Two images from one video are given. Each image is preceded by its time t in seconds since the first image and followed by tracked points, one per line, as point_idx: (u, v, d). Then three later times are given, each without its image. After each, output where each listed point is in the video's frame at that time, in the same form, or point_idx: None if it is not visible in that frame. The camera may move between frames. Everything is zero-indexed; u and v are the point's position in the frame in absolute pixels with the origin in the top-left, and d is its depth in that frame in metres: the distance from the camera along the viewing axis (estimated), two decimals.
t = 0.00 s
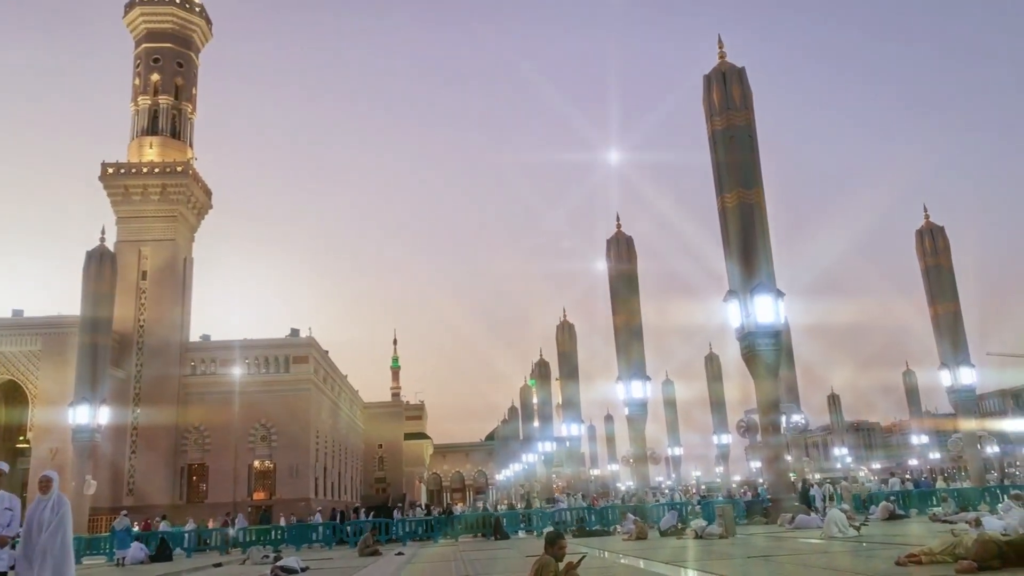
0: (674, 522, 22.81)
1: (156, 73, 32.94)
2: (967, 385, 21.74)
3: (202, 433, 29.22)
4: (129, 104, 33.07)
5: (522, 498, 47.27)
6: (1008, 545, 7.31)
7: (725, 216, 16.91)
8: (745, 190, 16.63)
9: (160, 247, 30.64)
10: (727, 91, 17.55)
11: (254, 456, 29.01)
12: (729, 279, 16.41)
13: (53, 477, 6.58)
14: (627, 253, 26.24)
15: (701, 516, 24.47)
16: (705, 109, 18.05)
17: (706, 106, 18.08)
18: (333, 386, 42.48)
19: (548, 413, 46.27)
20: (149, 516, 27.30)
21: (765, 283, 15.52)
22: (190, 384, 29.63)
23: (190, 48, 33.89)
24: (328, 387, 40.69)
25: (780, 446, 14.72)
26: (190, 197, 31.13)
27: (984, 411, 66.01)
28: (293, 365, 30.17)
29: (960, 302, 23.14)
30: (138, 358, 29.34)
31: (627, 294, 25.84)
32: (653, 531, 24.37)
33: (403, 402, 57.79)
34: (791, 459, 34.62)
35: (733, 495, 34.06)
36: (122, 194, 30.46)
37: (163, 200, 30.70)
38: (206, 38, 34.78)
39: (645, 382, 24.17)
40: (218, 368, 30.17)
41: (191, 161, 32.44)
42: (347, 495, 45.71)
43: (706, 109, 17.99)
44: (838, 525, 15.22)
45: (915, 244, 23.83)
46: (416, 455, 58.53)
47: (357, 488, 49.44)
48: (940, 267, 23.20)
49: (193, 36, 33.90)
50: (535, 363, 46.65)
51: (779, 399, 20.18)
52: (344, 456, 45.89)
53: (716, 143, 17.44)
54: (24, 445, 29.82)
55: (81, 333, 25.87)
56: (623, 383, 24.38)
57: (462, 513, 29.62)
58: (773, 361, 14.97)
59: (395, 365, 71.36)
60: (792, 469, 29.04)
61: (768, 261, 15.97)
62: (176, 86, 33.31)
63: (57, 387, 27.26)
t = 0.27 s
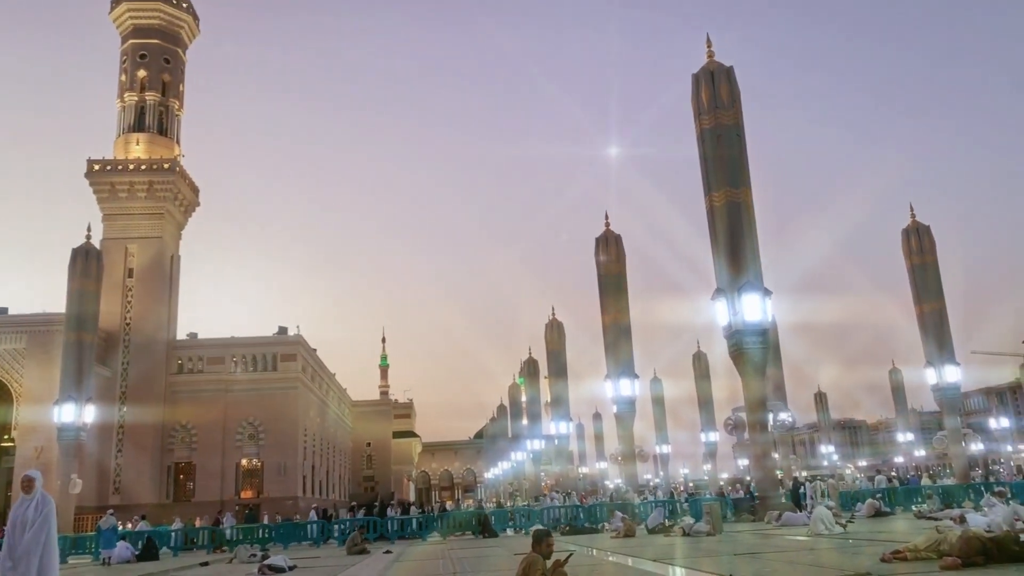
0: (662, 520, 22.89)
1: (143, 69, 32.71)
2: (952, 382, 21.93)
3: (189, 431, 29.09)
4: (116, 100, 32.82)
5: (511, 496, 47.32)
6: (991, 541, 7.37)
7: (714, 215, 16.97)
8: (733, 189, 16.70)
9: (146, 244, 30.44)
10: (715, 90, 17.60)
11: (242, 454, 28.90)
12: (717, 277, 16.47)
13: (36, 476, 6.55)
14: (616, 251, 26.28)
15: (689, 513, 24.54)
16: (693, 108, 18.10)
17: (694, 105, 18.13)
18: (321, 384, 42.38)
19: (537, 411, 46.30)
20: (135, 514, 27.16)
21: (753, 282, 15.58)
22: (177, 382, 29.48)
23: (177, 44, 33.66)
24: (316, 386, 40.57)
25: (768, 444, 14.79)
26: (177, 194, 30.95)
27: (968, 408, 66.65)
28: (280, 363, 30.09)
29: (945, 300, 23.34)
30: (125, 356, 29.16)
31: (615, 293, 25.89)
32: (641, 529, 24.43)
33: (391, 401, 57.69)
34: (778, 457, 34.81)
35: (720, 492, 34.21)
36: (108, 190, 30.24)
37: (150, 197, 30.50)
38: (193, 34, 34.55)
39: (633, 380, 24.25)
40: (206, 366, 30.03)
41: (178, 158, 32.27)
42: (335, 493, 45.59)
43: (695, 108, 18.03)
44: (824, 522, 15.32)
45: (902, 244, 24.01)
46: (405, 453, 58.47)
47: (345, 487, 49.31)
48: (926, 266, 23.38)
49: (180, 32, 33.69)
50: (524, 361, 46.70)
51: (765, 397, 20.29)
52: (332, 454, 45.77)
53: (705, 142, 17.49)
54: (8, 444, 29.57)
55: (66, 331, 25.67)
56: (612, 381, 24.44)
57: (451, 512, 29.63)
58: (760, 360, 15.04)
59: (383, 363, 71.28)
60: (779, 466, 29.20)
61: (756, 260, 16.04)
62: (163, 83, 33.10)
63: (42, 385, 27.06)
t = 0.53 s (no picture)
0: (649, 519, 22.93)
1: (129, 65, 32.47)
2: (938, 381, 22.09)
3: (176, 429, 28.92)
4: (102, 96, 32.57)
5: (499, 495, 47.30)
6: (975, 539, 7.42)
7: (702, 215, 17.02)
8: (721, 189, 16.75)
9: (133, 242, 30.23)
10: (704, 90, 17.64)
11: (229, 452, 28.77)
12: (705, 276, 16.51)
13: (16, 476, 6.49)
14: (604, 250, 26.32)
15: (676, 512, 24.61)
16: (682, 108, 18.14)
17: (683, 105, 18.17)
18: (309, 383, 42.25)
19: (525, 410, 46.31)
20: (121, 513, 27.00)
21: (740, 281, 15.63)
22: (164, 380, 29.31)
23: (164, 40, 33.45)
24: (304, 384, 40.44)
25: (755, 442, 14.84)
26: (164, 191, 30.76)
27: (953, 407, 67.18)
28: (268, 362, 29.97)
29: (931, 300, 23.48)
30: (111, 354, 28.96)
31: (603, 292, 25.93)
32: (629, 527, 24.47)
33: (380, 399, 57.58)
34: (765, 455, 34.98)
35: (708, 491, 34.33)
36: (94, 187, 30.01)
37: (137, 195, 30.29)
38: (180, 31, 34.35)
39: (622, 379, 24.30)
40: (193, 365, 29.87)
41: (166, 155, 32.09)
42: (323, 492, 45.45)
43: (683, 107, 18.07)
44: (810, 521, 15.39)
45: (888, 244, 24.14)
46: (393, 452, 58.40)
47: (333, 485, 49.19)
48: (913, 265, 23.52)
49: (168, 28, 33.50)
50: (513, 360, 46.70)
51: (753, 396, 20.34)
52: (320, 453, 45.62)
53: (693, 142, 17.53)
54: None
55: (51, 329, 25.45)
56: (600, 380, 24.48)
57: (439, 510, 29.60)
58: (747, 359, 15.09)
59: (372, 362, 71.15)
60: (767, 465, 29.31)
61: (743, 260, 16.09)
62: (150, 79, 32.89)
63: (27, 383, 26.84)
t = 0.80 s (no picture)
0: (637, 518, 22.99)
1: (117, 61, 32.25)
2: (923, 381, 22.27)
3: (163, 428, 28.77)
4: (89, 92, 32.34)
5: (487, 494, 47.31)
6: (960, 538, 7.51)
7: (690, 215, 17.10)
8: (709, 189, 16.82)
9: (120, 239, 30.05)
10: (693, 90, 17.71)
11: (216, 451, 28.65)
12: (693, 276, 16.59)
13: None
14: (593, 249, 26.36)
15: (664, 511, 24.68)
16: (671, 108, 18.20)
17: (672, 105, 18.23)
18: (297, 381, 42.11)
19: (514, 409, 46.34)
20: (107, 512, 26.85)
21: (728, 281, 15.71)
22: (151, 379, 29.15)
23: (152, 36, 33.25)
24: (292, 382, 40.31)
25: (742, 442, 14.92)
26: (151, 188, 30.59)
27: (939, 407, 67.72)
28: (256, 360, 29.85)
29: (917, 300, 23.66)
30: (98, 352, 28.78)
31: (592, 291, 25.98)
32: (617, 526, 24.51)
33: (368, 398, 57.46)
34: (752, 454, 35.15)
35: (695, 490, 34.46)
36: (81, 184, 29.81)
37: (124, 192, 30.11)
38: (169, 27, 34.16)
39: (610, 378, 24.34)
40: (180, 363, 29.73)
41: (154, 152, 31.93)
42: (311, 491, 45.33)
43: (673, 107, 18.12)
44: (796, 519, 15.48)
45: (875, 244, 24.31)
46: (382, 451, 58.32)
47: (321, 484, 49.06)
48: (899, 266, 23.68)
49: (155, 25, 33.30)
50: (501, 359, 46.72)
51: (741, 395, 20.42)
52: (308, 451, 45.49)
53: (682, 142, 17.59)
54: None
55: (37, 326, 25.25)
56: (589, 379, 24.54)
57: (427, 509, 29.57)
58: (735, 358, 15.17)
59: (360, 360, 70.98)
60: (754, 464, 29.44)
61: (731, 260, 16.18)
62: (138, 76, 32.69)
63: (12, 381, 26.64)
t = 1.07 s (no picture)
0: (625, 516, 23.03)
1: (104, 57, 32.01)
2: (909, 380, 22.42)
3: (149, 426, 28.58)
4: (75, 88, 32.08)
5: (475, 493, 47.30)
6: (944, 536, 7.57)
7: (678, 214, 17.15)
8: (697, 188, 16.87)
9: (106, 236, 29.84)
10: (682, 90, 17.75)
11: (203, 450, 28.50)
12: (681, 276, 16.64)
13: None
14: (582, 248, 26.37)
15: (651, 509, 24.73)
16: (660, 107, 18.23)
17: (661, 105, 18.26)
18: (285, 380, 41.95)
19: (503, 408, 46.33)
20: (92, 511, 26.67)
21: (716, 280, 15.77)
22: (137, 377, 28.97)
23: (139, 33, 33.04)
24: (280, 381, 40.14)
25: (729, 440, 14.97)
26: (138, 185, 30.37)
27: (924, 406, 68.27)
28: (243, 358, 29.71)
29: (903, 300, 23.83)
30: (83, 350, 28.58)
31: (582, 290, 26.00)
32: (605, 525, 24.55)
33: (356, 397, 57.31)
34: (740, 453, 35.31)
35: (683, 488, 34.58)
36: (67, 181, 29.59)
37: (110, 189, 29.89)
38: (156, 24, 33.95)
39: (599, 376, 24.38)
40: (167, 361, 29.57)
41: (141, 149, 31.74)
42: (299, 490, 45.18)
43: (662, 106, 18.15)
44: (782, 517, 15.56)
45: (863, 244, 24.45)
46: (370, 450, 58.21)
47: (309, 483, 48.91)
48: (886, 266, 23.82)
49: (142, 21, 33.10)
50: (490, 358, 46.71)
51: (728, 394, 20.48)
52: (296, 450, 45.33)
53: (671, 141, 17.63)
54: None
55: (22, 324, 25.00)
56: (577, 378, 24.57)
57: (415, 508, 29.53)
58: (723, 356, 15.22)
59: (349, 359, 70.79)
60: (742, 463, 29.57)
61: (719, 259, 16.23)
62: (125, 72, 32.49)
63: None
